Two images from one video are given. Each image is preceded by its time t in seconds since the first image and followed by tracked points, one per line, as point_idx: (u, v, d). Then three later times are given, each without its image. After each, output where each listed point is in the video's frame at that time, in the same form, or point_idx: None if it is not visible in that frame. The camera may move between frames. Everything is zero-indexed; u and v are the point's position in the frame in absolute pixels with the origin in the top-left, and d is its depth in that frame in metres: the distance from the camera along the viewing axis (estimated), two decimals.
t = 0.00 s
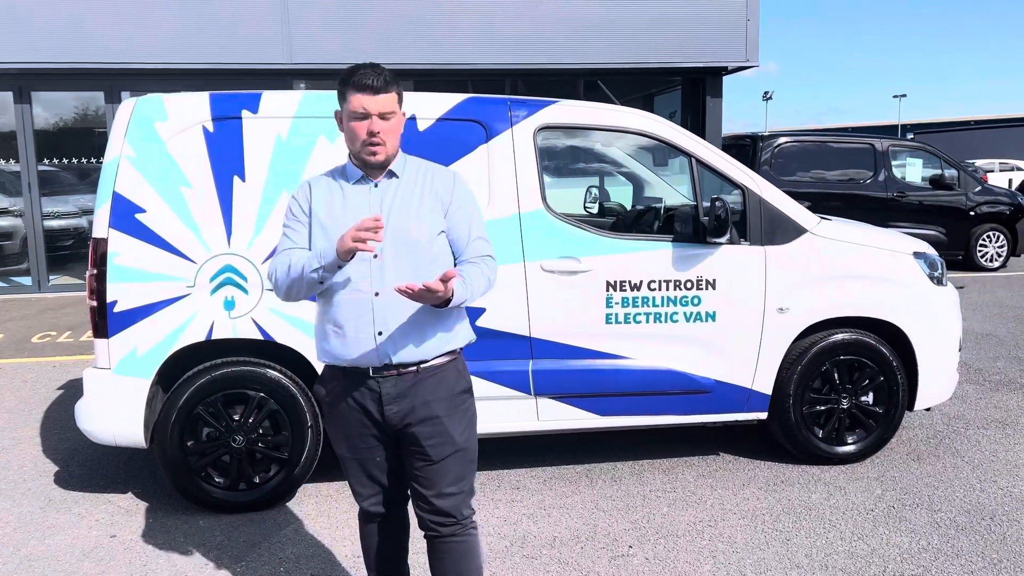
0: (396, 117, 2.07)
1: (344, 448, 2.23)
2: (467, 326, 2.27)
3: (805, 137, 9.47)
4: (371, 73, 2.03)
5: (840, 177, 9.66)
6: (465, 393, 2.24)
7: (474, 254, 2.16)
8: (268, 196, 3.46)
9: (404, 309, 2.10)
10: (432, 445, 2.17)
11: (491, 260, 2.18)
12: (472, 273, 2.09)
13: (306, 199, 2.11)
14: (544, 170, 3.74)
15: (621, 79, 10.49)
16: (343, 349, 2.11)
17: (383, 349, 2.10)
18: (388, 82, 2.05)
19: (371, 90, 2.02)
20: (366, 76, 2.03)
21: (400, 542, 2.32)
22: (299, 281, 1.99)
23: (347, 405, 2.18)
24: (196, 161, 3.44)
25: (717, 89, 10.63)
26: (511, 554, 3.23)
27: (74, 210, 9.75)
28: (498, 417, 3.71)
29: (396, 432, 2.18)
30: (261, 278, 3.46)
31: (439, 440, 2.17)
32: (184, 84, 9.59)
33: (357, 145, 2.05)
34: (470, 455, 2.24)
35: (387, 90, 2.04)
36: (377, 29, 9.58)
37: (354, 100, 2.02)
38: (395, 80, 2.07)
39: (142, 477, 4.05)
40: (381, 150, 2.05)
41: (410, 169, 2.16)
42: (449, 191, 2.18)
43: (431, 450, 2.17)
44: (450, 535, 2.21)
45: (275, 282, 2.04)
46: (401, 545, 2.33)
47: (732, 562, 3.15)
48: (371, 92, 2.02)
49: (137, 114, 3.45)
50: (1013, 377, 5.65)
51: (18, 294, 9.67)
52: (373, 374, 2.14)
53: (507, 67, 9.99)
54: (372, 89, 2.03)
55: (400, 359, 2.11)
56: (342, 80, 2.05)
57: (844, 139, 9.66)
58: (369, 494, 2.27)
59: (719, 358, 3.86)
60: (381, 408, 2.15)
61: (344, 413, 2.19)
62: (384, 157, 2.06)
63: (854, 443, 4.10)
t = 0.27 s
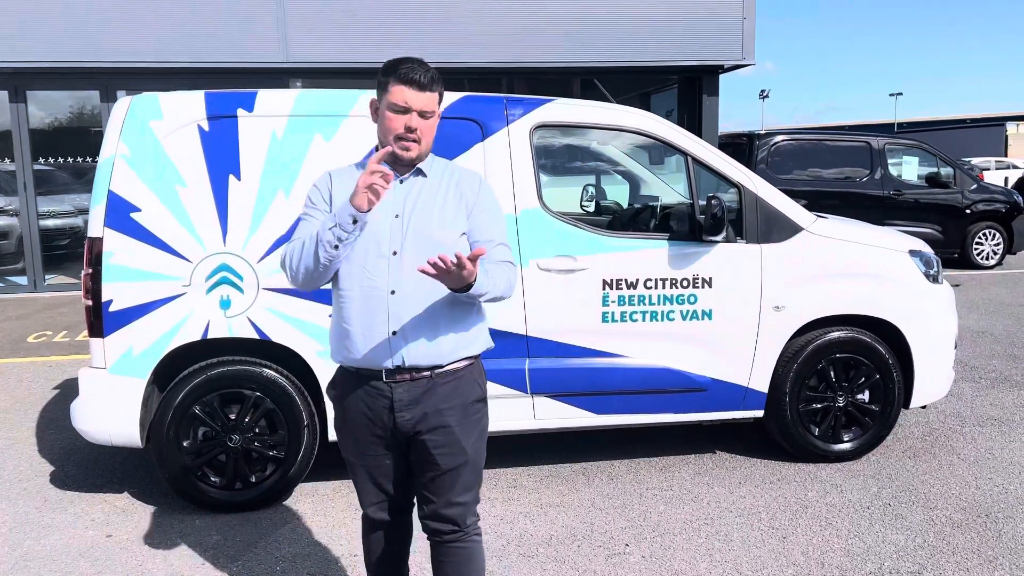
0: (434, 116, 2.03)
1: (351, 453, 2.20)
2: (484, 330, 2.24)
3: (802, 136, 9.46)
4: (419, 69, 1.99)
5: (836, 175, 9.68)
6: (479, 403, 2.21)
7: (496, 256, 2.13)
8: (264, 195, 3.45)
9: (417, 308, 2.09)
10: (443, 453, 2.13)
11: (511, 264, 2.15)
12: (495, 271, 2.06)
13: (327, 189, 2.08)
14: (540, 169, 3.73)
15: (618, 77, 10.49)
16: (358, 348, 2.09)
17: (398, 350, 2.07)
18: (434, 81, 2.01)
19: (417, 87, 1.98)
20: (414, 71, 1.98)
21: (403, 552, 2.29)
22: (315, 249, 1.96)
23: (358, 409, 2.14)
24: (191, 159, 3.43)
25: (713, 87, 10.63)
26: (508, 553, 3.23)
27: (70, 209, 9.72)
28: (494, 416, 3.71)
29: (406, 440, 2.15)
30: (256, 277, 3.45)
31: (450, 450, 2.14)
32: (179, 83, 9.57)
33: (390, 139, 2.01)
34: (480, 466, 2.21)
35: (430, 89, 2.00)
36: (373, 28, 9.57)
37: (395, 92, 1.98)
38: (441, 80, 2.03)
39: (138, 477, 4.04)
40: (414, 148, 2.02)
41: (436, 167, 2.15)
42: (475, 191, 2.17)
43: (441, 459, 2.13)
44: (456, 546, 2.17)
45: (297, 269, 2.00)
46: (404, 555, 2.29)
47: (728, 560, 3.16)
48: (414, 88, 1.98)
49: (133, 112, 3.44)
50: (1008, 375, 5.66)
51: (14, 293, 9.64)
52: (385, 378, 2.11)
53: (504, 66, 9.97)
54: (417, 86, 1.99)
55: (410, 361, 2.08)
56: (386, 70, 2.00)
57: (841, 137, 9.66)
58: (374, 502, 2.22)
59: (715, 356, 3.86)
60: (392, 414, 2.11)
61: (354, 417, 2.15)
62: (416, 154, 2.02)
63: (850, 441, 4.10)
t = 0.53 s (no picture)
0: (466, 112, 2.05)
1: (360, 454, 2.19)
2: (503, 336, 2.24)
3: (798, 135, 9.51)
4: (453, 64, 2.01)
5: (832, 174, 9.70)
6: (494, 408, 2.20)
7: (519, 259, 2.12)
8: (260, 193, 3.45)
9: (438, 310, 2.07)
10: (455, 458, 2.13)
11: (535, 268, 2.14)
12: (518, 273, 2.04)
13: (353, 183, 2.11)
14: (537, 168, 3.75)
15: (614, 76, 10.49)
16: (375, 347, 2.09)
17: (415, 350, 2.07)
18: (468, 76, 2.03)
19: (451, 82, 2.00)
20: (449, 66, 2.00)
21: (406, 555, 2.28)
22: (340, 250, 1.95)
23: (371, 411, 2.14)
24: (187, 158, 3.43)
25: (709, 86, 10.64)
26: (504, 551, 3.23)
27: (67, 208, 9.71)
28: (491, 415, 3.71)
29: (418, 443, 2.15)
30: (252, 275, 3.45)
31: (463, 455, 2.14)
32: (175, 82, 9.55)
33: (420, 133, 2.03)
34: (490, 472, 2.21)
35: (463, 84, 2.02)
36: (369, 27, 9.56)
37: (427, 85, 1.99)
38: (473, 75, 2.06)
39: (133, 477, 4.04)
40: (444, 142, 2.04)
41: (465, 168, 2.16)
42: (502, 194, 2.18)
43: (453, 463, 2.13)
44: (462, 550, 2.18)
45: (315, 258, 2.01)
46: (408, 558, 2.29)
47: (723, 558, 3.16)
48: (448, 82, 1.99)
49: (129, 111, 3.44)
50: (1003, 373, 5.69)
51: (9, 293, 9.62)
52: (401, 380, 2.11)
53: (500, 65, 9.97)
54: (451, 80, 2.01)
55: (426, 363, 2.07)
56: (420, 64, 2.02)
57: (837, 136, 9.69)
58: (381, 505, 2.21)
59: (710, 355, 3.87)
60: (407, 416, 2.11)
61: (367, 419, 2.14)
62: (445, 150, 2.04)
63: (846, 439, 4.12)
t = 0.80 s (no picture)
0: (482, 102, 2.07)
1: (365, 456, 2.15)
2: (517, 341, 2.23)
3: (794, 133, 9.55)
4: (465, 54, 2.05)
5: (828, 173, 9.71)
6: (506, 411, 2.20)
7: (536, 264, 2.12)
8: (255, 192, 3.44)
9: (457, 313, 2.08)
10: (467, 458, 2.14)
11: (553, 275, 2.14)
12: (530, 275, 2.05)
13: (376, 178, 2.09)
14: (534, 167, 3.75)
15: (611, 75, 10.49)
16: (391, 349, 2.09)
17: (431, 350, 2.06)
18: (480, 64, 2.06)
19: (462, 70, 2.03)
20: (459, 55, 2.05)
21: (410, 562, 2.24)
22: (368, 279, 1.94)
23: (383, 412, 2.12)
24: (183, 157, 3.42)
25: (706, 86, 10.65)
26: (501, 550, 3.24)
27: (62, 207, 9.67)
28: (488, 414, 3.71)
29: (428, 443, 2.14)
30: (248, 274, 3.45)
31: (474, 455, 2.14)
32: (171, 80, 9.52)
33: (437, 124, 2.04)
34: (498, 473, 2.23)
35: (477, 73, 2.05)
36: (365, 26, 9.55)
37: (442, 78, 2.04)
38: (488, 65, 2.09)
39: (130, 476, 4.03)
40: (461, 132, 2.04)
41: (487, 169, 2.17)
42: (523, 199, 2.19)
43: (464, 463, 2.14)
44: (467, 549, 2.21)
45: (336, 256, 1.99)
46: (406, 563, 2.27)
47: (719, 556, 3.17)
48: (461, 72, 2.03)
49: (126, 108, 3.44)
50: (998, 372, 5.70)
51: (5, 291, 9.59)
52: (414, 379, 2.10)
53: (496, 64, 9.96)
54: (463, 70, 2.05)
55: (442, 364, 2.06)
56: (436, 60, 2.08)
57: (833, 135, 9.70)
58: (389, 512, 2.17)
59: (707, 354, 3.88)
60: (419, 417, 2.10)
61: (378, 420, 2.12)
62: (462, 140, 2.04)
63: (841, 438, 4.13)
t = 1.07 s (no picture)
0: (480, 97, 2.06)
1: (379, 455, 2.13)
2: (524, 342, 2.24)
3: (791, 135, 9.56)
4: (457, 53, 2.06)
5: (826, 174, 9.73)
6: (514, 411, 2.21)
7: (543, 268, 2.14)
8: (254, 192, 3.44)
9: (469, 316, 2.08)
10: (476, 458, 2.15)
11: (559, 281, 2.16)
12: (534, 282, 2.06)
13: (384, 180, 2.08)
14: (532, 167, 3.76)
15: (609, 76, 10.50)
16: (403, 351, 2.07)
17: (444, 352, 2.06)
18: (472, 59, 2.06)
19: (456, 68, 2.04)
20: (452, 54, 2.06)
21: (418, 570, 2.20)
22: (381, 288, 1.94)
23: (394, 411, 2.11)
24: (182, 156, 3.42)
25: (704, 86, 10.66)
26: (499, 550, 3.24)
27: (59, 206, 9.66)
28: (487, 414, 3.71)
29: (440, 443, 2.14)
30: (246, 274, 3.45)
31: (484, 456, 2.15)
32: (168, 80, 9.52)
33: (437, 125, 2.05)
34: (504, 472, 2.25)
35: (471, 68, 2.05)
36: (363, 25, 9.55)
37: (438, 78, 2.05)
38: (483, 59, 2.09)
39: (127, 476, 4.03)
40: (462, 129, 2.03)
41: (494, 169, 2.17)
42: (532, 201, 2.20)
43: (474, 463, 2.15)
44: (467, 549, 2.23)
45: (347, 261, 1.99)
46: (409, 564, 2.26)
47: (717, 556, 3.18)
48: (456, 69, 2.04)
49: (125, 107, 3.44)
50: (994, 372, 5.72)
51: (2, 291, 9.58)
52: (425, 379, 2.09)
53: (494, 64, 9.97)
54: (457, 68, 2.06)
55: (455, 366, 2.06)
56: (431, 63, 2.09)
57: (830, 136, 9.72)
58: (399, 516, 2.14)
59: (704, 355, 3.89)
60: (431, 416, 2.10)
61: (390, 420, 2.11)
62: (463, 137, 2.03)
63: (838, 438, 4.13)
